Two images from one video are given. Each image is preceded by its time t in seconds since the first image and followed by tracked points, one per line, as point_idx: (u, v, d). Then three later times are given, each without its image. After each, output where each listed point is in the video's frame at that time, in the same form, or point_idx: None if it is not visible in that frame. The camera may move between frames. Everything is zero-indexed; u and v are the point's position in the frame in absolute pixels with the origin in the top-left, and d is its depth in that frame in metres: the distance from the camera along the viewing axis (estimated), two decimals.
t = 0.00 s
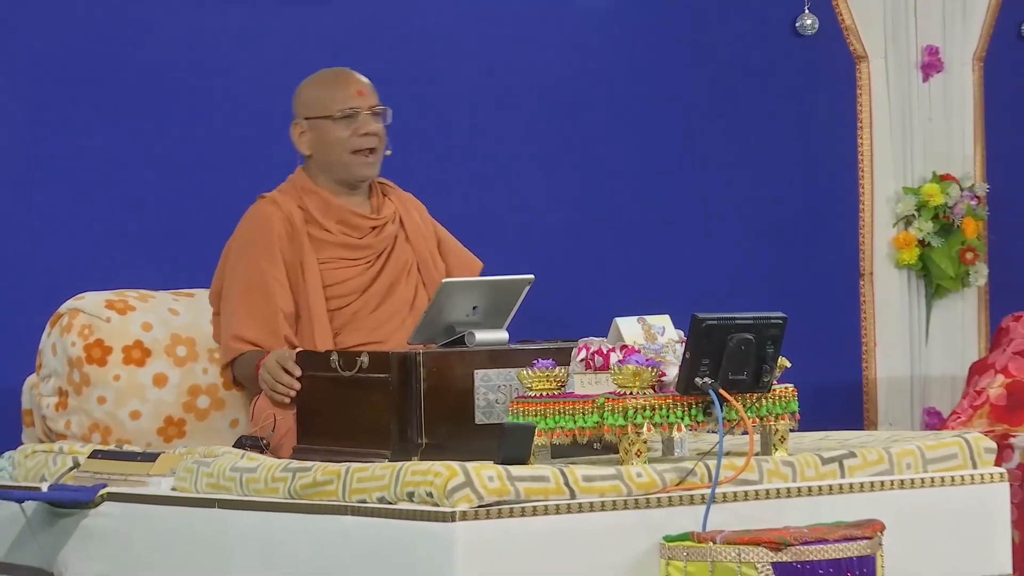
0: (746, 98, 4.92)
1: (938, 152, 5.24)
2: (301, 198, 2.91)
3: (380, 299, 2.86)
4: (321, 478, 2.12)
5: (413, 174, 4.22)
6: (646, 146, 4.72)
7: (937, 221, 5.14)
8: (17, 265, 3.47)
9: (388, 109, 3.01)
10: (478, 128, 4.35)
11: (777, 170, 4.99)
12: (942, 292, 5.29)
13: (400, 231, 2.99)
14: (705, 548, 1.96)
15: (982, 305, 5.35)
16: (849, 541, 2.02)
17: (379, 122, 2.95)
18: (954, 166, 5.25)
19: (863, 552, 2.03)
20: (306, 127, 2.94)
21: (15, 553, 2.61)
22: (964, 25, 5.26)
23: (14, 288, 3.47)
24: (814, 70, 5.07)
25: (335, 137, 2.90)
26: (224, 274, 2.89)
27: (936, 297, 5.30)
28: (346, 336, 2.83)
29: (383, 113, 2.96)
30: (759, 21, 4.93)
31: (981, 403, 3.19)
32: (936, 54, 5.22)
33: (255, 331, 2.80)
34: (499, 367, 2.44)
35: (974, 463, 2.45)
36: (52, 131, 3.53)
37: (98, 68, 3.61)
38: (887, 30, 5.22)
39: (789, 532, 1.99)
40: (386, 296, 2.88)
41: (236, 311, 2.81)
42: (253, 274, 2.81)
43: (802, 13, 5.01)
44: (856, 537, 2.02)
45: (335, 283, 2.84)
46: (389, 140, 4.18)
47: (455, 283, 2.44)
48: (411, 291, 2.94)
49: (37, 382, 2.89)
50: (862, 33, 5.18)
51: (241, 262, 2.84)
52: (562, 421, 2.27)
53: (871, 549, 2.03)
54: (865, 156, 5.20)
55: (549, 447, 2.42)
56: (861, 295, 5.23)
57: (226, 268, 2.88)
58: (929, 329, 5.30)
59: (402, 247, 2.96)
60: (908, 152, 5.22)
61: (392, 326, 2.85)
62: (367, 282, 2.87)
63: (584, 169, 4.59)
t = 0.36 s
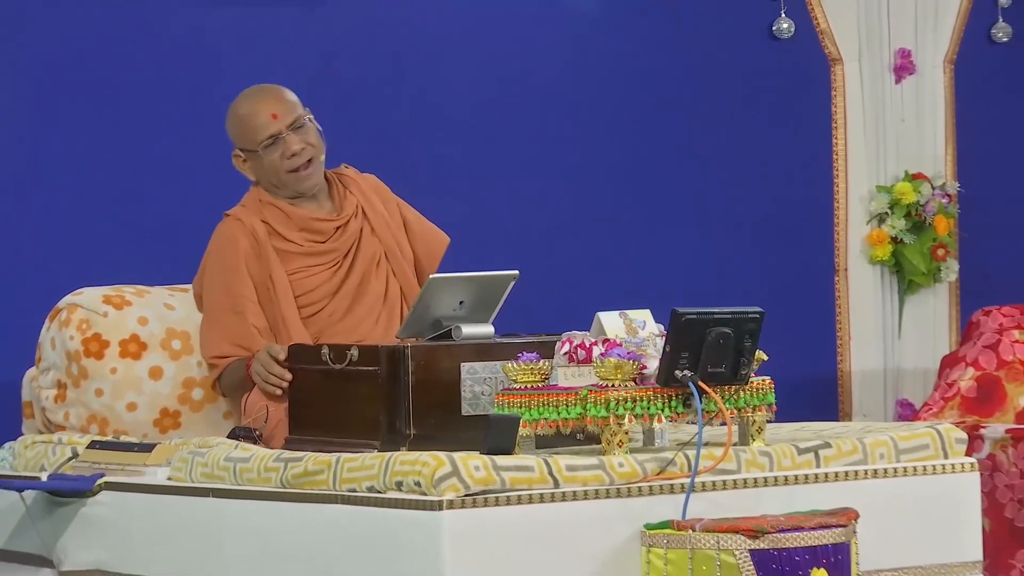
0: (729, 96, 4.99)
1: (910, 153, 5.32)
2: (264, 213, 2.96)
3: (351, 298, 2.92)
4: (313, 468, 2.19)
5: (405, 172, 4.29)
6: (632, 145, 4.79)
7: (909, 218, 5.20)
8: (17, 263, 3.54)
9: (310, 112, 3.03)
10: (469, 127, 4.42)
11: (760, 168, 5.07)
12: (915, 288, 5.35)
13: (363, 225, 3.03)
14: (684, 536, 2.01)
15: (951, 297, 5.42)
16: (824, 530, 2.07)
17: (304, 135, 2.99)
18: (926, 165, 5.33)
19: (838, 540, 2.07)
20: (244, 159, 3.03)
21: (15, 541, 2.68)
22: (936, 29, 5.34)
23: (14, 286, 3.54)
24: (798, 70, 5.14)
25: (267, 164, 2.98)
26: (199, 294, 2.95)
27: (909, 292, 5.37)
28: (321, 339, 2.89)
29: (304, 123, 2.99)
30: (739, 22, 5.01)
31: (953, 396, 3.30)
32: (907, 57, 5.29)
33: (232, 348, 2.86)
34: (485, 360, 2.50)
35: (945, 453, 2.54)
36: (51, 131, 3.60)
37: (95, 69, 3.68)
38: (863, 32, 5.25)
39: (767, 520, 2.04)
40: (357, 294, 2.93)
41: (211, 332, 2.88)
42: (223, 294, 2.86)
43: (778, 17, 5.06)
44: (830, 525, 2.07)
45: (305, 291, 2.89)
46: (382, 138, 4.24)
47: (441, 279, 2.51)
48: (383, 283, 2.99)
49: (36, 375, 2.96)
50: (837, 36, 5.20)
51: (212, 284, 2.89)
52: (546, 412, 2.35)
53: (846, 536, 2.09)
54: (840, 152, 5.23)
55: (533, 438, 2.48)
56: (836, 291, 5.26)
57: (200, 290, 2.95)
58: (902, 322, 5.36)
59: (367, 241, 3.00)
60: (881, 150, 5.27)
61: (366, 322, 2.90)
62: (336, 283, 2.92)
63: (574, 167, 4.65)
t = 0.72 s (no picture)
0: (713, 95, 5.08)
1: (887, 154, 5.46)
2: (276, 202, 3.03)
3: (354, 292, 2.98)
4: (308, 456, 2.28)
5: (399, 169, 4.35)
6: (620, 142, 4.86)
7: (887, 213, 5.31)
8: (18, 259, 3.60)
9: (333, 110, 3.12)
10: (462, 125, 4.49)
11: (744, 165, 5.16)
12: (892, 281, 5.48)
13: (372, 223, 3.10)
14: (668, 522, 2.09)
15: (927, 290, 5.56)
16: (804, 516, 2.14)
17: (326, 128, 3.06)
18: (902, 164, 5.48)
19: (817, 526, 2.15)
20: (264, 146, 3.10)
21: (20, 527, 2.75)
22: (912, 33, 5.49)
23: (15, 282, 3.59)
24: (779, 70, 5.23)
25: (287, 152, 3.05)
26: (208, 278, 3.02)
27: (886, 286, 5.48)
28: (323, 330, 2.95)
29: (327, 117, 3.08)
30: (723, 21, 5.09)
31: (928, 386, 3.35)
32: (885, 58, 5.43)
33: (237, 331, 2.93)
34: (475, 351, 2.59)
35: (921, 442, 2.62)
36: (51, 129, 3.66)
37: (94, 68, 3.74)
38: (841, 36, 5.35)
39: (749, 507, 2.12)
40: (360, 288, 3.00)
41: (217, 316, 2.94)
42: (233, 279, 2.93)
43: (760, 18, 5.15)
44: (810, 511, 2.14)
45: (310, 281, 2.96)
46: (376, 135, 4.30)
47: (433, 272, 2.59)
48: (386, 280, 3.05)
49: (39, 365, 3.03)
50: (817, 37, 5.30)
51: (221, 269, 2.96)
52: (535, 402, 2.42)
53: (825, 523, 2.16)
54: (819, 151, 5.32)
55: (523, 426, 2.55)
56: (814, 283, 5.35)
57: (209, 274, 3.01)
58: (878, 315, 5.48)
59: (375, 239, 3.07)
60: (859, 150, 5.39)
61: (367, 315, 2.96)
62: (340, 276, 2.99)
63: (564, 164, 4.72)
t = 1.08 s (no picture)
0: (699, 95, 5.16)
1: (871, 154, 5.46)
2: (310, 183, 3.13)
3: (372, 279, 3.08)
4: (305, 444, 2.35)
5: (393, 167, 4.41)
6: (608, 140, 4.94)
7: (867, 209, 5.35)
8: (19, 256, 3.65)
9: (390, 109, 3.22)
10: (453, 123, 4.55)
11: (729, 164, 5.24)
12: (871, 275, 5.47)
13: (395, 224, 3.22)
14: (655, 508, 2.15)
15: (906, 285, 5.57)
16: (785, 502, 2.21)
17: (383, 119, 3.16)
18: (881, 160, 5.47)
19: (800, 511, 2.21)
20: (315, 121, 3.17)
21: (25, 512, 2.83)
22: (891, 32, 5.48)
23: (17, 278, 3.65)
24: (761, 68, 5.30)
25: (341, 130, 3.11)
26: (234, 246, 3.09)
27: (865, 279, 5.49)
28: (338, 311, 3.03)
29: (386, 111, 3.17)
30: (708, 21, 5.16)
31: (907, 376, 3.44)
32: (865, 57, 5.41)
33: (257, 295, 2.98)
34: (468, 342, 2.66)
35: (900, 430, 2.71)
36: (51, 129, 3.70)
37: (94, 68, 3.78)
38: (822, 33, 5.38)
39: (732, 493, 2.19)
40: (377, 278, 3.09)
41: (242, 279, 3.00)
42: (260, 248, 3.01)
43: (743, 19, 5.23)
44: (791, 497, 2.21)
45: (333, 261, 3.05)
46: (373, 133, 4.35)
47: (425, 266, 2.66)
48: (400, 278, 3.15)
49: (44, 355, 3.11)
50: (799, 36, 5.35)
51: (250, 235, 3.03)
52: (525, 392, 2.50)
53: (807, 509, 2.22)
54: (801, 147, 5.38)
55: (511, 416, 2.64)
56: (797, 279, 5.41)
57: (235, 240, 3.08)
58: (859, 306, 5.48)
59: (397, 239, 3.18)
60: (839, 147, 5.42)
61: (380, 305, 3.05)
62: (361, 263, 3.08)
63: (554, 161, 4.80)
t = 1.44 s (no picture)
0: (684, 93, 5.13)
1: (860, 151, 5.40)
2: (309, 178, 3.23)
3: (368, 273, 3.18)
4: (296, 433, 2.43)
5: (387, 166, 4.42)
6: (597, 139, 4.92)
7: (842, 204, 5.27)
8: (20, 258, 3.68)
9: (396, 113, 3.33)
10: (446, 122, 4.56)
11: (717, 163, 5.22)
12: (846, 268, 5.42)
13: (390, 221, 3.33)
14: (637, 496, 2.23)
15: (881, 278, 5.52)
16: (763, 489, 2.28)
17: (388, 120, 3.26)
18: (856, 157, 5.41)
19: (778, 498, 2.29)
20: (322, 116, 3.26)
21: (24, 500, 2.90)
22: (866, 33, 5.41)
23: (18, 280, 3.68)
24: (740, 68, 5.26)
25: (347, 126, 3.21)
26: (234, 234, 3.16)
27: (840, 273, 5.43)
28: (334, 301, 3.12)
29: (391, 115, 3.28)
30: (689, 21, 5.12)
31: (881, 365, 3.52)
32: (841, 57, 5.36)
33: (256, 283, 3.07)
34: (454, 334, 2.73)
35: (874, 419, 2.80)
36: (50, 132, 3.73)
37: (93, 67, 3.82)
38: (798, 32, 5.33)
39: (712, 481, 2.27)
40: (373, 271, 3.19)
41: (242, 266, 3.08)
42: (262, 237, 3.09)
43: (722, 21, 5.19)
44: (770, 485, 2.28)
45: (330, 253, 3.14)
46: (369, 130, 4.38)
47: (415, 260, 2.74)
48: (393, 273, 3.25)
49: (43, 347, 3.17)
50: (776, 35, 5.30)
51: (250, 224, 3.11)
52: (511, 382, 2.56)
53: (784, 496, 2.30)
54: (778, 146, 5.33)
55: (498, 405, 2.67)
56: (774, 271, 5.36)
57: (235, 228, 3.16)
58: (834, 300, 5.43)
59: (391, 235, 3.28)
60: (816, 143, 5.35)
61: (374, 297, 3.15)
62: (357, 257, 3.18)
63: (549, 157, 4.80)
